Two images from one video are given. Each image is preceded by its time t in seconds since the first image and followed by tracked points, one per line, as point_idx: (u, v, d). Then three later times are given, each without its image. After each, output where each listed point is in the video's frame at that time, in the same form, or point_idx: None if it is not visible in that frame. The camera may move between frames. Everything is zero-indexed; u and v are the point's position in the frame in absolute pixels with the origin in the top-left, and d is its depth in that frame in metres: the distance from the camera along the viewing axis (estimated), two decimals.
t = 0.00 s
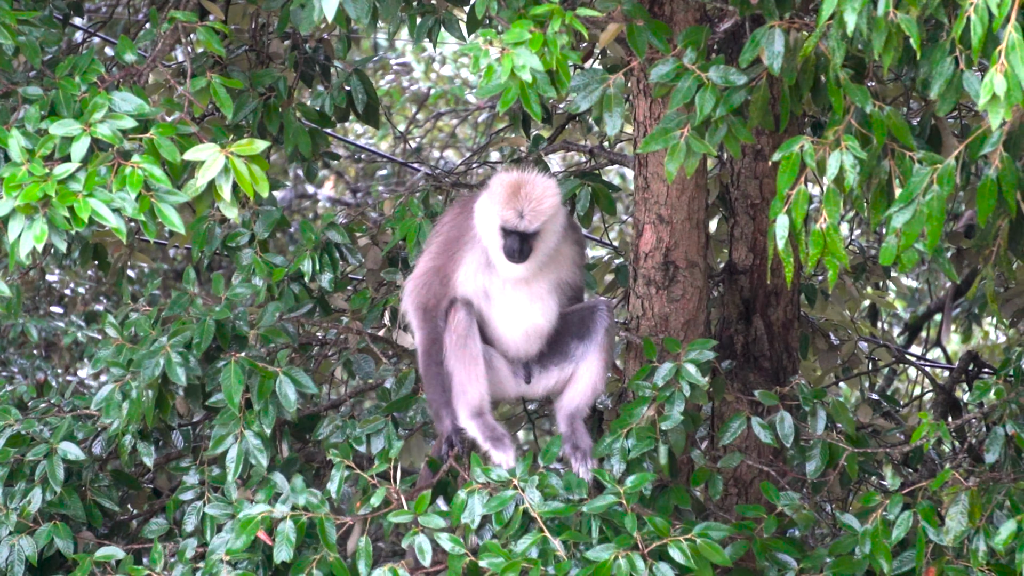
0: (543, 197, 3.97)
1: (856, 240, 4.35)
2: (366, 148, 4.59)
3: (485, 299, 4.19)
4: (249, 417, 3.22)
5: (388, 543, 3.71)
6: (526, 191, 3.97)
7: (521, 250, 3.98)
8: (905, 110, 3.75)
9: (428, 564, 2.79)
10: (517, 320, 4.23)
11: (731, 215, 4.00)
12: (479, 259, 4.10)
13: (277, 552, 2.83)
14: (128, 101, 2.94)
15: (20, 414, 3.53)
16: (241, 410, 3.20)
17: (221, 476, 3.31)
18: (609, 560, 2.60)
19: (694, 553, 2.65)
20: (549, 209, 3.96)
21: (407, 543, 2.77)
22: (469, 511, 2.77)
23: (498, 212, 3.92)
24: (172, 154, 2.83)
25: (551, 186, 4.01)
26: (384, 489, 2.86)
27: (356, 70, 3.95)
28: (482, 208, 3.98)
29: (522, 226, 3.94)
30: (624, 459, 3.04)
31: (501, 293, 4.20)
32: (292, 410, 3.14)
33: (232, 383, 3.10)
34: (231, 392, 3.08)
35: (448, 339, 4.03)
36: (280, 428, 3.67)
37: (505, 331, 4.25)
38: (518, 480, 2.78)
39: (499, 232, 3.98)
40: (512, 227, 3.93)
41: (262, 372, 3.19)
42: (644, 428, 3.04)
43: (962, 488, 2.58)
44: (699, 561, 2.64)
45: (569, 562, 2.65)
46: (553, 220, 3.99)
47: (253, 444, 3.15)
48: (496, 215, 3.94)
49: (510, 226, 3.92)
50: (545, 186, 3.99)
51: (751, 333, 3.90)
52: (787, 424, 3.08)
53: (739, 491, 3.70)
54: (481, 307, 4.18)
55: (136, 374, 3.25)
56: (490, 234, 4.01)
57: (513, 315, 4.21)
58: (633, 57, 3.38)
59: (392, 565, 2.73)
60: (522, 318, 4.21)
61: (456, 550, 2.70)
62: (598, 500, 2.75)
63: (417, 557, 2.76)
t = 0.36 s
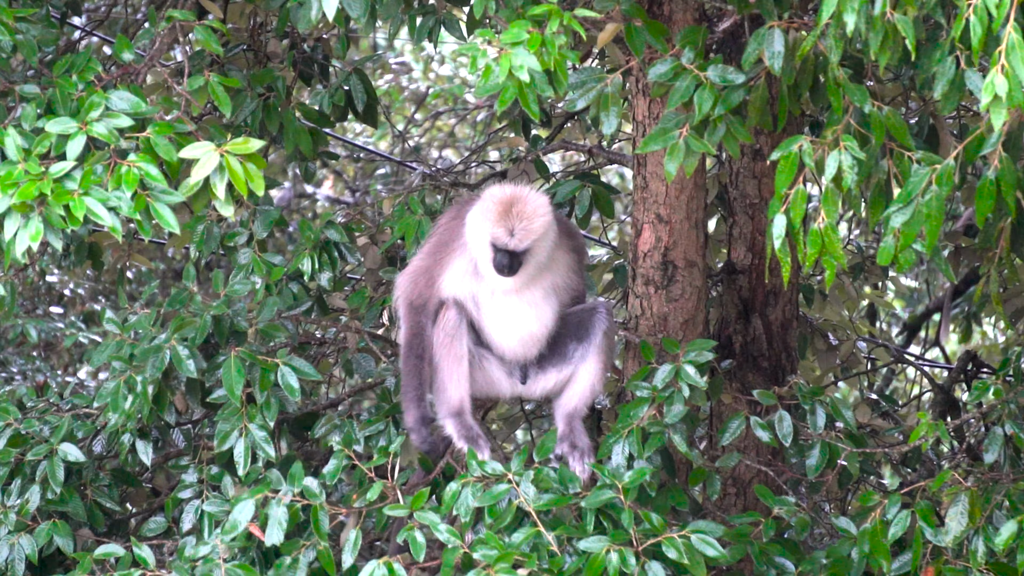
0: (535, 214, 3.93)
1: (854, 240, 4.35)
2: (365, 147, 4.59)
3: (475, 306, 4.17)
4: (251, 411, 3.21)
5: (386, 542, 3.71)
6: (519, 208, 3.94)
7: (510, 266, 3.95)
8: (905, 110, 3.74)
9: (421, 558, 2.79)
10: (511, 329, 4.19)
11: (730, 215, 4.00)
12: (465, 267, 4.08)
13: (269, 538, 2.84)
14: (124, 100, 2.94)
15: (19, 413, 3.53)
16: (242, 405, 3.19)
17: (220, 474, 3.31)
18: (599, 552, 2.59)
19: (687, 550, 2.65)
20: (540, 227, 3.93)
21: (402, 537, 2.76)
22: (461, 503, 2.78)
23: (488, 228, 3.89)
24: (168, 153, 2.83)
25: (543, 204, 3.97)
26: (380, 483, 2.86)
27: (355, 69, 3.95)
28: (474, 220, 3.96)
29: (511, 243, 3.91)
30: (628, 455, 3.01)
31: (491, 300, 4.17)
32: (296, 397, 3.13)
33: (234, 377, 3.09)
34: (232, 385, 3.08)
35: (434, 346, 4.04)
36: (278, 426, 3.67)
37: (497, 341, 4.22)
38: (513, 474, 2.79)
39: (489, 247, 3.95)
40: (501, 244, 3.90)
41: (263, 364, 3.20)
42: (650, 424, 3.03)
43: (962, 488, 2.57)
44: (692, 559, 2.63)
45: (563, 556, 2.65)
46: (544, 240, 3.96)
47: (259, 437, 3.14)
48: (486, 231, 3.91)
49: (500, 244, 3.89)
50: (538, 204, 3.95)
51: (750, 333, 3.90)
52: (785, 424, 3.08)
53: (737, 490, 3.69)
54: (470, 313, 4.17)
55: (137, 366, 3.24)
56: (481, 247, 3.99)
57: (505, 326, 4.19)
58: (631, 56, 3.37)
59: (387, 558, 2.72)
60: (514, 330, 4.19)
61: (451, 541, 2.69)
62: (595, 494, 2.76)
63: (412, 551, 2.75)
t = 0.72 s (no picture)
0: (537, 220, 3.96)
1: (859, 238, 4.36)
2: (370, 144, 4.59)
3: (474, 309, 4.20)
4: (253, 402, 3.22)
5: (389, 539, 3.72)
6: (521, 214, 3.96)
7: (514, 271, 3.98)
8: (910, 107, 3.73)
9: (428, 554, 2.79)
10: (513, 330, 4.22)
11: (736, 212, 4.00)
12: (464, 272, 4.10)
13: (271, 530, 2.88)
14: (128, 95, 2.94)
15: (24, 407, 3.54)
16: (245, 395, 3.20)
17: (225, 468, 3.33)
18: (596, 541, 2.60)
19: (685, 537, 2.66)
20: (542, 233, 3.95)
21: (405, 533, 2.77)
22: (463, 498, 2.78)
23: (491, 236, 3.91)
24: (171, 147, 2.85)
25: (544, 209, 4.00)
26: (384, 480, 2.87)
27: (360, 66, 3.95)
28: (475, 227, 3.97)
29: (515, 250, 3.92)
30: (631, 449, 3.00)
31: (492, 303, 4.20)
32: (296, 391, 3.16)
33: (236, 365, 3.14)
34: (234, 371, 3.13)
35: (435, 346, 4.07)
36: (283, 420, 3.68)
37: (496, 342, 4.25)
38: (512, 467, 2.79)
39: (492, 254, 3.96)
40: (505, 251, 3.92)
41: (266, 355, 3.23)
42: (652, 417, 3.01)
43: (969, 484, 2.57)
44: (689, 546, 2.64)
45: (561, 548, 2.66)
46: (546, 245, 3.99)
47: (258, 429, 3.15)
48: (489, 238, 3.92)
49: (504, 250, 3.91)
50: (539, 209, 3.98)
51: (756, 329, 3.91)
52: (791, 419, 3.08)
53: (744, 486, 3.70)
54: (470, 315, 4.20)
55: (138, 353, 3.28)
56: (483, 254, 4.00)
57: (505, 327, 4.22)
58: (636, 53, 3.38)
59: (389, 551, 2.73)
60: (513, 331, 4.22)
61: (451, 530, 2.69)
62: (592, 482, 2.76)
63: (417, 548, 2.75)
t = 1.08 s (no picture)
0: (564, 177, 3.99)
1: (888, 190, 4.34)
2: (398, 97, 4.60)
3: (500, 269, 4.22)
4: (273, 351, 3.28)
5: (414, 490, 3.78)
6: (548, 173, 3.99)
7: (542, 230, 4.03)
8: (941, 58, 3.69)
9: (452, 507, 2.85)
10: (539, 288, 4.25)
11: (765, 163, 3.99)
12: (491, 233, 4.14)
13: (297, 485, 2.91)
14: (154, 47, 2.95)
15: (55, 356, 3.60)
16: (266, 344, 3.26)
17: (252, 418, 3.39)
18: (620, 487, 2.64)
19: (707, 479, 2.70)
20: (569, 190, 3.99)
21: (433, 489, 2.81)
22: (488, 454, 2.81)
23: (518, 196, 3.95)
24: (198, 98, 2.88)
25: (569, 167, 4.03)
26: (410, 437, 2.89)
27: (386, 18, 3.94)
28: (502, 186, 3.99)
29: (544, 208, 3.97)
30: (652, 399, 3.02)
31: (518, 262, 4.22)
32: (318, 338, 3.24)
33: (257, 312, 3.21)
34: (255, 319, 3.19)
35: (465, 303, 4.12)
36: (310, 371, 3.71)
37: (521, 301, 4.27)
38: (531, 420, 2.81)
39: (520, 212, 4.00)
40: (534, 210, 3.96)
41: (288, 304, 3.29)
42: (674, 367, 3.05)
43: (999, 435, 2.57)
44: (714, 488, 2.69)
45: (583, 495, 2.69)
46: (573, 202, 4.03)
47: (277, 377, 3.21)
48: (518, 197, 3.95)
49: (532, 210, 3.96)
50: (565, 167, 4.01)
51: (784, 281, 3.91)
52: (818, 369, 3.08)
53: (772, 437, 3.72)
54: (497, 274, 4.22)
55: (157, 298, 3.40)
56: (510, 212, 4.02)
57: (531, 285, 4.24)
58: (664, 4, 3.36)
59: (413, 505, 2.78)
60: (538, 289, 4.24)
61: (473, 482, 2.72)
62: (613, 434, 2.77)
63: (442, 504, 2.78)
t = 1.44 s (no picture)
0: (582, 151, 4.01)
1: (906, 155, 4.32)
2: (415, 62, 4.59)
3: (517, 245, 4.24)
4: (281, 318, 3.31)
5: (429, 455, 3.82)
6: (566, 147, 4.01)
7: (562, 205, 4.04)
8: (959, 22, 3.66)
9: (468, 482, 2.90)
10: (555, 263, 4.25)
11: (781, 128, 3.98)
12: (509, 209, 4.17)
13: (312, 462, 2.95)
14: (170, 9, 2.95)
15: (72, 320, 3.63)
16: (274, 311, 3.31)
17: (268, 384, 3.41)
18: (633, 456, 2.66)
19: (720, 447, 2.71)
20: (588, 164, 4.01)
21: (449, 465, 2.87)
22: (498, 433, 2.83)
23: (538, 170, 3.97)
24: (214, 62, 2.86)
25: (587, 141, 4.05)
26: (423, 412, 2.91)
27: None
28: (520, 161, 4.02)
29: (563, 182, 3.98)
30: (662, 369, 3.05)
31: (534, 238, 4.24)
32: (325, 308, 3.23)
33: (264, 281, 3.21)
34: (262, 290, 3.19)
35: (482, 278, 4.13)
36: (324, 337, 3.75)
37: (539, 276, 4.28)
38: (538, 398, 2.82)
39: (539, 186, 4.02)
40: (553, 184, 3.98)
41: (295, 271, 3.29)
42: (685, 339, 3.06)
43: (1014, 401, 2.58)
44: (727, 456, 2.70)
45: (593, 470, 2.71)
46: (592, 176, 4.05)
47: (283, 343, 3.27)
48: (537, 171, 3.98)
49: (552, 183, 3.98)
50: (583, 141, 4.03)
51: (800, 247, 3.90)
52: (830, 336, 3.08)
53: (788, 403, 3.76)
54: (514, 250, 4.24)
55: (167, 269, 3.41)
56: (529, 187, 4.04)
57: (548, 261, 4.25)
58: None
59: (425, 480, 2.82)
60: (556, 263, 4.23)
61: (485, 464, 2.76)
62: (625, 403, 2.80)
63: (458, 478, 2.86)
